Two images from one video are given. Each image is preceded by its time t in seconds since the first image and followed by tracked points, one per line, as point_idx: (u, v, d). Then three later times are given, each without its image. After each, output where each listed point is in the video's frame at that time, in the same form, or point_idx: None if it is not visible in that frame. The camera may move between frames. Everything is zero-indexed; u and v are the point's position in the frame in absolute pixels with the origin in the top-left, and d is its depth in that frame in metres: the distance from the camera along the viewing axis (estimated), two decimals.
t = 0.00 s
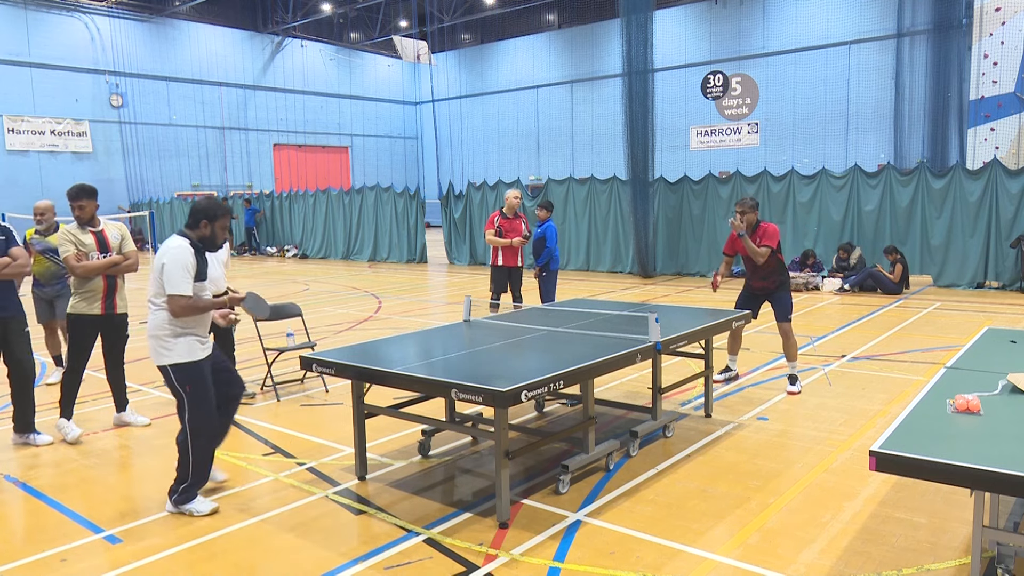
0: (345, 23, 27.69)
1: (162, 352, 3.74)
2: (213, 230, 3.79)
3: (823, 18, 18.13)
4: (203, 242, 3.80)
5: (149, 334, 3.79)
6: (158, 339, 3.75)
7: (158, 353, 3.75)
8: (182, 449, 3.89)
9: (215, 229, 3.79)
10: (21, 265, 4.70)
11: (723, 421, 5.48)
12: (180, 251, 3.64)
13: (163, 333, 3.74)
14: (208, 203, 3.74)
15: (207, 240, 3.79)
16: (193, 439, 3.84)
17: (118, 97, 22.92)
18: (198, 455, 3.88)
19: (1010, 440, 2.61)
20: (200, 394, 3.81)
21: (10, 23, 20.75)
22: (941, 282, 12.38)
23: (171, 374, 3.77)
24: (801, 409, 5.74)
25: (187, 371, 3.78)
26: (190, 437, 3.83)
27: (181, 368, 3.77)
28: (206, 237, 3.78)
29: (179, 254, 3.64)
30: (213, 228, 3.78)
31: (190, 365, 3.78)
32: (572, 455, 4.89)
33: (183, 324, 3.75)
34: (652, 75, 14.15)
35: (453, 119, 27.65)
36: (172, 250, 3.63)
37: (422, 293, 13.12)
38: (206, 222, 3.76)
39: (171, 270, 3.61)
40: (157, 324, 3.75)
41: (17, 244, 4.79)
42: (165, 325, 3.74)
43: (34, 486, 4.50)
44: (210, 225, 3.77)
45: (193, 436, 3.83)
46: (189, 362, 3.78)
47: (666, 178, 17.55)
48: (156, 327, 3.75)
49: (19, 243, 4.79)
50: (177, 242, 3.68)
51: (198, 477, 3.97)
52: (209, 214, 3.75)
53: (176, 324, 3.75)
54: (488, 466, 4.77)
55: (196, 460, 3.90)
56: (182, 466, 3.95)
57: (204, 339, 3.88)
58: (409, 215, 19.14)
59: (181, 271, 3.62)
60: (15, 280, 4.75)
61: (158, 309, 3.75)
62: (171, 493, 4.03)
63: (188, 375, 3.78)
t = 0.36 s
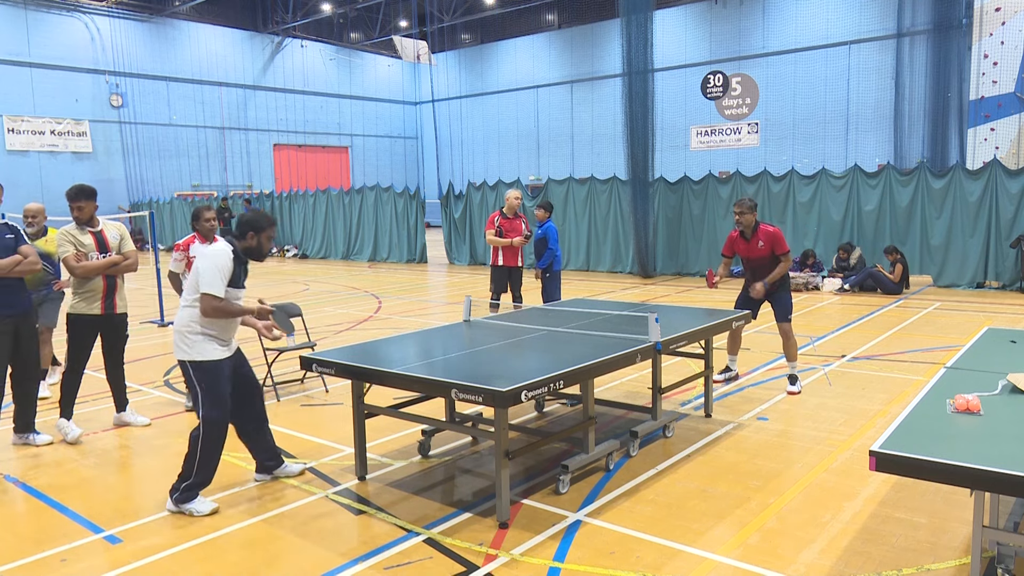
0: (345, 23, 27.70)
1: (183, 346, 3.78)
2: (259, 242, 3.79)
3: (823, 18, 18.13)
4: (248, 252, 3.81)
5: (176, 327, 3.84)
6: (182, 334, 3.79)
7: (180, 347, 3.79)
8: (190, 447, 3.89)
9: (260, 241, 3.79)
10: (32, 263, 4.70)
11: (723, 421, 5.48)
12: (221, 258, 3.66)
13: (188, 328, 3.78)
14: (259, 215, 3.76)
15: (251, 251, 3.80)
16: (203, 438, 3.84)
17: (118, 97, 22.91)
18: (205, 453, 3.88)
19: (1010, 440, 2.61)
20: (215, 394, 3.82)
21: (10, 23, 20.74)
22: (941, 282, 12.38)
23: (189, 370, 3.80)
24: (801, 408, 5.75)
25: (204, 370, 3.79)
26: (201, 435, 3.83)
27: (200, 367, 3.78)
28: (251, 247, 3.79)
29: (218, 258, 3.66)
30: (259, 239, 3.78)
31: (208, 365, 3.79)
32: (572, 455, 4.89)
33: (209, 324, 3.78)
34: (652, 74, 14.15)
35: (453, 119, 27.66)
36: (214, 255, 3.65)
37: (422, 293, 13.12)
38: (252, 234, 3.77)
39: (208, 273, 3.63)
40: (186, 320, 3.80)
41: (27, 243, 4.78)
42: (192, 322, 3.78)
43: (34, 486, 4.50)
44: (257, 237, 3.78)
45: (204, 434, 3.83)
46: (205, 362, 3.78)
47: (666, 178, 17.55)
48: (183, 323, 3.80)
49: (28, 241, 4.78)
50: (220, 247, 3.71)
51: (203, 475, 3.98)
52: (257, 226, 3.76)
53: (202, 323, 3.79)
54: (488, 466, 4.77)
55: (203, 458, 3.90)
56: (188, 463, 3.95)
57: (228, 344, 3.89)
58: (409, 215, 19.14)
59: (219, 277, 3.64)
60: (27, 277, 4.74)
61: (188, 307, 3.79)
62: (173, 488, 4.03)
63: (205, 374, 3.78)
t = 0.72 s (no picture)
0: (345, 23, 27.70)
1: (184, 344, 3.82)
2: (269, 246, 3.81)
3: (823, 18, 18.12)
4: (258, 255, 3.83)
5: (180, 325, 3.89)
6: (185, 332, 3.84)
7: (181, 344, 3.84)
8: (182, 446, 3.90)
9: (271, 246, 3.81)
10: (37, 264, 4.69)
11: (723, 421, 5.48)
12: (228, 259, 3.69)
13: (191, 326, 3.82)
14: (273, 221, 3.77)
15: (262, 255, 3.82)
16: (195, 439, 3.85)
17: (118, 97, 22.90)
18: (197, 453, 3.88)
19: (1010, 440, 2.61)
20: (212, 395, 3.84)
21: (10, 23, 20.74)
22: (941, 282, 12.38)
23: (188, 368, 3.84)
24: (801, 409, 5.74)
25: (203, 369, 3.81)
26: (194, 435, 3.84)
27: (199, 367, 3.81)
28: (260, 251, 3.81)
29: (226, 259, 3.69)
30: (269, 244, 3.80)
31: (207, 366, 3.82)
32: (572, 455, 4.89)
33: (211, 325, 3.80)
34: (652, 75, 14.15)
35: (453, 119, 27.66)
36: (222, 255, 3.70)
37: (422, 293, 13.12)
38: (263, 238, 3.78)
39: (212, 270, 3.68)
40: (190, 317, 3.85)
41: (35, 244, 4.78)
42: (195, 321, 3.82)
43: (34, 486, 4.50)
44: (267, 241, 3.79)
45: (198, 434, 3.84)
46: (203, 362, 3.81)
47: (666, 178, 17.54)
48: (187, 321, 3.84)
49: (37, 242, 4.78)
50: (230, 248, 3.74)
51: (195, 474, 3.98)
52: (268, 231, 3.77)
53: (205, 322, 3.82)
54: (488, 466, 4.77)
55: (194, 459, 3.91)
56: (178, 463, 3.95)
57: (229, 346, 3.91)
58: (409, 215, 19.14)
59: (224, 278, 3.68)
60: (32, 278, 4.73)
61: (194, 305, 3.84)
62: (162, 486, 4.03)
63: (201, 374, 3.81)
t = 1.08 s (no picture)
0: (345, 23, 27.70)
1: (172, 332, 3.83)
2: (266, 248, 3.80)
3: (823, 17, 18.13)
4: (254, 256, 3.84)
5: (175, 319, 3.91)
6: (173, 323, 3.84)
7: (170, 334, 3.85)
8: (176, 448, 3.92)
9: (268, 248, 3.80)
10: (36, 265, 4.69)
11: (723, 421, 5.48)
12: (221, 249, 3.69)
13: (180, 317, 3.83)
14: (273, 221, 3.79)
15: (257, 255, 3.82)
16: (189, 438, 3.86)
17: (118, 97, 22.91)
18: (191, 454, 3.89)
19: (1010, 440, 2.61)
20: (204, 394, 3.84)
21: (10, 23, 20.75)
22: (941, 282, 12.37)
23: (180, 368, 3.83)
24: (801, 409, 5.74)
25: (194, 369, 3.80)
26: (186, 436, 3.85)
27: (190, 365, 3.80)
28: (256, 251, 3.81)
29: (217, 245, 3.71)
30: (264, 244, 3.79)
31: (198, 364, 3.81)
32: (571, 455, 4.89)
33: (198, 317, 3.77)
34: (652, 75, 14.15)
35: (453, 119, 27.67)
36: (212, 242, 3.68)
37: (422, 293, 13.12)
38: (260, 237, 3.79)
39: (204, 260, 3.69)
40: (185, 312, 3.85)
41: (37, 244, 4.78)
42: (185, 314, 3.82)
43: (34, 486, 4.50)
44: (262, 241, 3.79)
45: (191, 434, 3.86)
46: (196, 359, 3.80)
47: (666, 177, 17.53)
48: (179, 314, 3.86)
49: (38, 242, 4.79)
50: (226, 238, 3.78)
51: (192, 477, 3.98)
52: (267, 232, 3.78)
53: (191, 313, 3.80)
54: (488, 466, 4.77)
55: (189, 459, 3.91)
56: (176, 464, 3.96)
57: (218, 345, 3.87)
58: (409, 215, 19.14)
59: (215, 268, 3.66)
60: (30, 280, 4.73)
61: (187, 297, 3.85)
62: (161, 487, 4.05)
63: (193, 374, 3.81)
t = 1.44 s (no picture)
0: (345, 23, 27.72)
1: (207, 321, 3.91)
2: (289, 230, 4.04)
3: (823, 17, 18.13)
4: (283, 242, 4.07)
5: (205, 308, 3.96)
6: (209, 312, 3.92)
7: (204, 323, 3.92)
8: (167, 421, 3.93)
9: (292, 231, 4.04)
10: (36, 266, 4.69)
11: (723, 421, 5.48)
12: (268, 240, 3.89)
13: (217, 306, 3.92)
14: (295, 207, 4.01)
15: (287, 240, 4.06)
16: (183, 418, 3.88)
17: (118, 97, 22.90)
18: (180, 432, 3.89)
19: (1010, 440, 2.61)
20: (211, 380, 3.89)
21: (10, 23, 20.76)
22: (941, 282, 12.37)
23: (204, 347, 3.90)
24: (801, 409, 5.74)
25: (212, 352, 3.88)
26: (184, 412, 3.88)
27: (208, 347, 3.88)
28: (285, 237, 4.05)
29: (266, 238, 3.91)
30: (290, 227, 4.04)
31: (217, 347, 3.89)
32: (572, 455, 4.89)
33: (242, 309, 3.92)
34: (652, 74, 14.16)
35: (453, 118, 27.68)
36: (263, 237, 3.89)
37: (422, 293, 13.12)
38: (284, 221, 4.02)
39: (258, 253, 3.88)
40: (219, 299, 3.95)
41: (36, 244, 4.79)
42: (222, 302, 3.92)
43: (33, 486, 4.49)
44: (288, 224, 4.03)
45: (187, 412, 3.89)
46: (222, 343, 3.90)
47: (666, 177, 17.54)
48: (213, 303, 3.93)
49: (38, 242, 4.79)
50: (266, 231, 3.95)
51: (172, 457, 3.97)
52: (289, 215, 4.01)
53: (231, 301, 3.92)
54: (488, 466, 4.77)
55: (176, 441, 3.92)
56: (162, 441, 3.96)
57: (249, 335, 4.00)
58: (409, 215, 19.13)
59: (271, 259, 3.88)
60: (30, 280, 4.73)
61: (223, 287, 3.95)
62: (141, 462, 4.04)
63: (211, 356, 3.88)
